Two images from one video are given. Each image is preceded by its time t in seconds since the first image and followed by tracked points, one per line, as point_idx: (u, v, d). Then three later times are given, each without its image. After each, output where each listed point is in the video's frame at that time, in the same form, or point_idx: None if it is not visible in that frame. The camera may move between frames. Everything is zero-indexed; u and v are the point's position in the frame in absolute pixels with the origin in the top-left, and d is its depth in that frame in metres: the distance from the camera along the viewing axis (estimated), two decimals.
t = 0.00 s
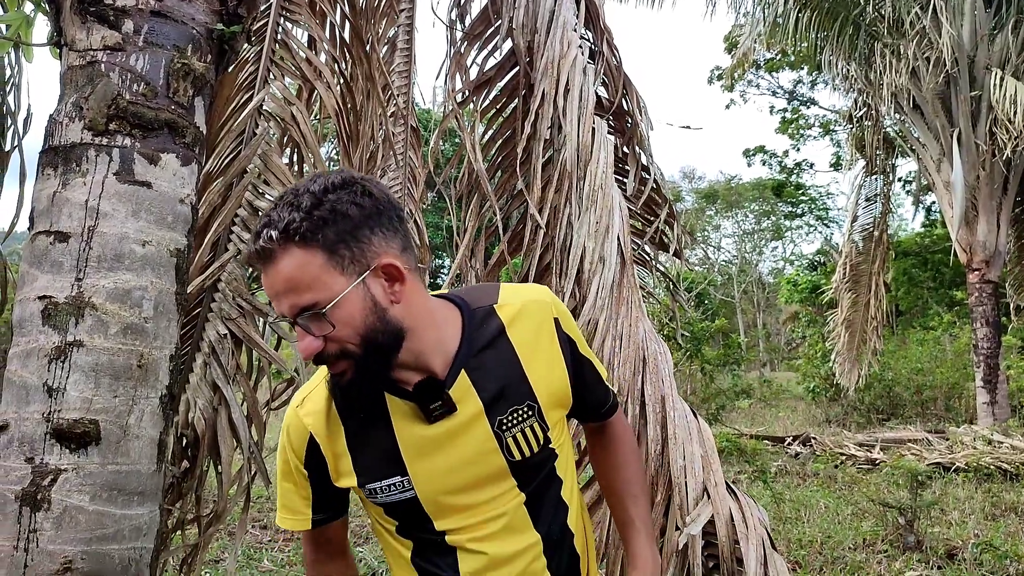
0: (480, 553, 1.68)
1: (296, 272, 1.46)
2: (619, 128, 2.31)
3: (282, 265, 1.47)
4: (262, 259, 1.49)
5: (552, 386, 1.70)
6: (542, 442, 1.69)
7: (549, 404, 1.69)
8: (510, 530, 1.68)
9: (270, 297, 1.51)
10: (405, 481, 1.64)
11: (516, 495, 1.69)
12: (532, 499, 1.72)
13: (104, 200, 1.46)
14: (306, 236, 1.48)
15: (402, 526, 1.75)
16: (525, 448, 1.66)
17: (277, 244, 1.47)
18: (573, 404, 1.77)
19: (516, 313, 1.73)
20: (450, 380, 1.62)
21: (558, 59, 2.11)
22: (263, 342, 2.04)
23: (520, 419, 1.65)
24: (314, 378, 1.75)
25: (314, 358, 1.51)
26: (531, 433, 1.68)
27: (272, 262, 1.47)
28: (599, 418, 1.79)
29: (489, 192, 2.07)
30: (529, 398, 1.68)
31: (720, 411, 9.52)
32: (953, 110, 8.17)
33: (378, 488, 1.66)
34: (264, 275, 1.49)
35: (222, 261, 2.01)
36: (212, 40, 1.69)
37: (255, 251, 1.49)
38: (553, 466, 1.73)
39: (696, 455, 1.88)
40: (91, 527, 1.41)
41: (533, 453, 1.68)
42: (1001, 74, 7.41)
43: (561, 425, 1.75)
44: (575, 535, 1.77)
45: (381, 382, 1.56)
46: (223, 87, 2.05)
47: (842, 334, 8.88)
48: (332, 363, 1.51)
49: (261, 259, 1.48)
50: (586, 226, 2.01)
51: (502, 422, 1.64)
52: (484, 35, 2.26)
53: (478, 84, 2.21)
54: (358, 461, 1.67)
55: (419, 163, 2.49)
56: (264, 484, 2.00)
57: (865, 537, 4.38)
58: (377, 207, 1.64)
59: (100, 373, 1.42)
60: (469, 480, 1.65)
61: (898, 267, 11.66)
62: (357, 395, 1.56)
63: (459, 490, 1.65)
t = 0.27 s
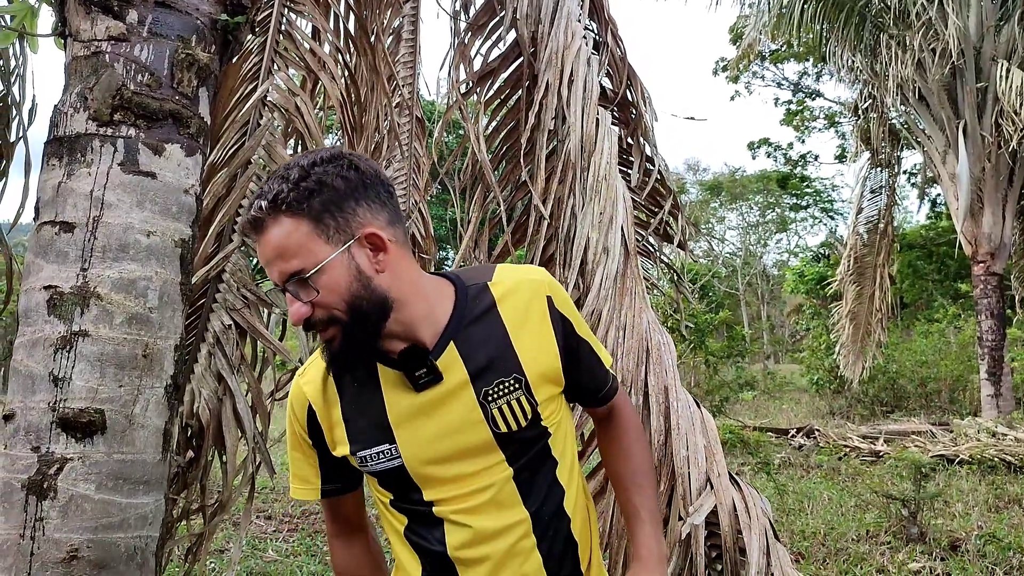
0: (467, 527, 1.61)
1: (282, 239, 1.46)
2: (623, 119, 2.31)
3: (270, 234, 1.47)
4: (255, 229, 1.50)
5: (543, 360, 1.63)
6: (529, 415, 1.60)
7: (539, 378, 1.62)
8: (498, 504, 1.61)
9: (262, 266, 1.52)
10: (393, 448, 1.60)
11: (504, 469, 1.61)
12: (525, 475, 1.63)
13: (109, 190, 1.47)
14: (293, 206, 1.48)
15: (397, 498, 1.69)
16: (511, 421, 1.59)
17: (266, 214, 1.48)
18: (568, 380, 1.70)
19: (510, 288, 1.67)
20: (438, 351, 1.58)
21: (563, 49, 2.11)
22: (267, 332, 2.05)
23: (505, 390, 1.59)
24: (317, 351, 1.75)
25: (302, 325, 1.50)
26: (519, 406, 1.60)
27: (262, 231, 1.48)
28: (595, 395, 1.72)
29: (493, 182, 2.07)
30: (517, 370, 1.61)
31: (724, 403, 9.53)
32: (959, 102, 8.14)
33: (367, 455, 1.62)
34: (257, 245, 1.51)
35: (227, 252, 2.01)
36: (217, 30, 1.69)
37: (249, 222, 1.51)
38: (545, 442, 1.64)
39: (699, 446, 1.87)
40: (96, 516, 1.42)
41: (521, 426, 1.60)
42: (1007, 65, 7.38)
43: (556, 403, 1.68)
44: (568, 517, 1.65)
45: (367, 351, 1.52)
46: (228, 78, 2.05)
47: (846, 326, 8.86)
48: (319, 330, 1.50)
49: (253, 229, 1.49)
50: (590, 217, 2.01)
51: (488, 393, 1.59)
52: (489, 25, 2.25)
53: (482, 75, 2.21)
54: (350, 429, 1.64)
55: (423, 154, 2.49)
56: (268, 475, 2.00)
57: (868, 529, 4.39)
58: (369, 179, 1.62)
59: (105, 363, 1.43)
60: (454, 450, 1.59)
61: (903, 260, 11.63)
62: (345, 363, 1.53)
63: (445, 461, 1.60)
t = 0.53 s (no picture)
0: (458, 506, 1.59)
1: (297, 205, 1.49)
2: (625, 112, 2.30)
3: (287, 200, 1.51)
4: (274, 197, 1.55)
5: (542, 346, 1.59)
6: (525, 398, 1.57)
7: (537, 363, 1.59)
8: (490, 485, 1.58)
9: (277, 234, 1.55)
10: (389, 421, 1.60)
11: (498, 451, 1.58)
12: (520, 460, 1.59)
13: (111, 183, 1.47)
14: (311, 173, 1.51)
15: (394, 474, 1.68)
16: (506, 401, 1.57)
17: (286, 182, 1.53)
18: (568, 372, 1.65)
19: (517, 273, 1.65)
20: (440, 328, 1.58)
21: (564, 42, 2.12)
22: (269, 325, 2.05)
23: (501, 369, 1.57)
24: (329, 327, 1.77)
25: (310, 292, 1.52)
26: (515, 386, 1.57)
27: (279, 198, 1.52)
28: (597, 388, 1.67)
29: (495, 175, 2.06)
30: (516, 351, 1.58)
31: (725, 395, 9.54)
32: (961, 94, 8.13)
33: (365, 426, 1.63)
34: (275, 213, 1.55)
35: (229, 244, 2.01)
36: (218, 23, 1.69)
37: (270, 191, 1.55)
38: (542, 427, 1.60)
39: (700, 438, 1.87)
40: (100, 507, 1.42)
41: (517, 407, 1.57)
42: (1010, 57, 7.36)
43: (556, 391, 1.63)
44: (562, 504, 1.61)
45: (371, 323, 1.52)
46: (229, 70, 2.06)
47: (848, 319, 8.86)
48: (326, 298, 1.51)
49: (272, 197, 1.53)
50: (591, 210, 2.01)
51: (484, 371, 1.57)
52: (490, 18, 2.24)
53: (483, 67, 2.20)
54: (352, 400, 1.66)
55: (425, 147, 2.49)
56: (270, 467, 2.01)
57: (868, 521, 4.40)
58: (388, 159, 1.65)
59: (108, 355, 1.43)
60: (448, 427, 1.58)
61: (904, 252, 11.62)
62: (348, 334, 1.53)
63: (440, 438, 1.59)
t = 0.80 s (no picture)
0: (456, 493, 1.59)
1: (319, 181, 1.51)
2: (623, 105, 2.30)
3: (308, 176, 1.52)
4: (294, 172, 1.56)
5: (549, 339, 1.59)
6: (528, 389, 1.57)
7: (542, 355, 1.58)
8: (489, 474, 1.58)
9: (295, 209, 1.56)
10: (391, 404, 1.60)
11: (498, 441, 1.58)
12: (521, 452, 1.59)
13: (107, 176, 1.46)
14: (335, 151, 1.53)
15: (393, 459, 1.67)
16: (508, 391, 1.56)
17: (308, 158, 1.54)
18: (573, 367, 1.65)
19: (526, 266, 1.65)
20: (448, 314, 1.58)
21: (562, 34, 2.11)
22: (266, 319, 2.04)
23: (505, 359, 1.57)
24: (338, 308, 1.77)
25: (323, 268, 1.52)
26: (518, 376, 1.57)
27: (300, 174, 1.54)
28: (601, 384, 1.66)
29: (492, 169, 2.06)
30: (521, 342, 1.58)
31: (722, 389, 9.56)
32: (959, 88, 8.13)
33: (367, 408, 1.63)
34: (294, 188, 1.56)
35: (226, 238, 2.02)
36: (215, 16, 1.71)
37: (291, 167, 1.57)
38: (543, 420, 1.60)
39: (698, 432, 1.87)
40: (97, 501, 1.42)
41: (519, 398, 1.57)
42: (1007, 51, 7.36)
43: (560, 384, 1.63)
44: (560, 497, 1.60)
45: (382, 303, 1.53)
46: (225, 63, 2.07)
47: (846, 312, 8.85)
48: (339, 275, 1.51)
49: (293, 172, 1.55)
50: (588, 204, 2.01)
51: (489, 359, 1.57)
52: (487, 11, 2.24)
53: (481, 60, 2.20)
54: (356, 381, 1.66)
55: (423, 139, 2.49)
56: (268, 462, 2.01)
57: (865, 515, 4.41)
58: (411, 143, 1.67)
59: (105, 349, 1.43)
60: (450, 414, 1.57)
61: (901, 247, 11.63)
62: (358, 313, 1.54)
63: (442, 424, 1.59)
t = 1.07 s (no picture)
0: (452, 487, 1.57)
1: (330, 168, 1.52)
2: (616, 100, 2.30)
3: (319, 162, 1.53)
4: (303, 157, 1.57)
5: (551, 335, 1.59)
6: (528, 385, 1.56)
7: (544, 351, 1.58)
8: (487, 469, 1.56)
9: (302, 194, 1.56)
10: (391, 396, 1.58)
11: (497, 436, 1.57)
12: (519, 447, 1.58)
13: (97, 170, 1.45)
14: (347, 137, 1.54)
15: (387, 452, 1.64)
16: (509, 387, 1.55)
17: (320, 143, 1.55)
18: (572, 364, 1.65)
19: (529, 263, 1.66)
20: (451, 307, 1.58)
21: (555, 29, 2.11)
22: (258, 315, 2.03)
23: (507, 355, 1.56)
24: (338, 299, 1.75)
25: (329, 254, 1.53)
26: (519, 372, 1.56)
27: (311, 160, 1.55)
28: (598, 383, 1.67)
29: (486, 164, 2.05)
30: (522, 338, 1.58)
31: (715, 385, 9.58)
32: (951, 84, 8.16)
33: (365, 400, 1.61)
34: (303, 173, 1.57)
35: (217, 233, 2.00)
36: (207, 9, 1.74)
37: (300, 152, 1.57)
38: (542, 416, 1.59)
39: (691, 426, 1.87)
40: (89, 497, 1.41)
41: (519, 394, 1.56)
42: (1000, 47, 7.38)
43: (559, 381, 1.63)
44: (556, 493, 1.60)
45: (387, 292, 1.53)
46: (217, 58, 2.05)
47: (840, 308, 8.86)
48: (345, 262, 1.52)
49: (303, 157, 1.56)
50: (582, 198, 2.00)
51: (491, 354, 1.56)
52: (481, 5, 2.23)
53: (474, 55, 2.19)
54: (355, 372, 1.64)
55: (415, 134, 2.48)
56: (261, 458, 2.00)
57: (858, 510, 4.43)
58: (422, 136, 1.69)
59: (96, 344, 1.42)
60: (450, 407, 1.56)
61: (894, 243, 11.66)
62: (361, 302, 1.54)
63: (441, 417, 1.57)
